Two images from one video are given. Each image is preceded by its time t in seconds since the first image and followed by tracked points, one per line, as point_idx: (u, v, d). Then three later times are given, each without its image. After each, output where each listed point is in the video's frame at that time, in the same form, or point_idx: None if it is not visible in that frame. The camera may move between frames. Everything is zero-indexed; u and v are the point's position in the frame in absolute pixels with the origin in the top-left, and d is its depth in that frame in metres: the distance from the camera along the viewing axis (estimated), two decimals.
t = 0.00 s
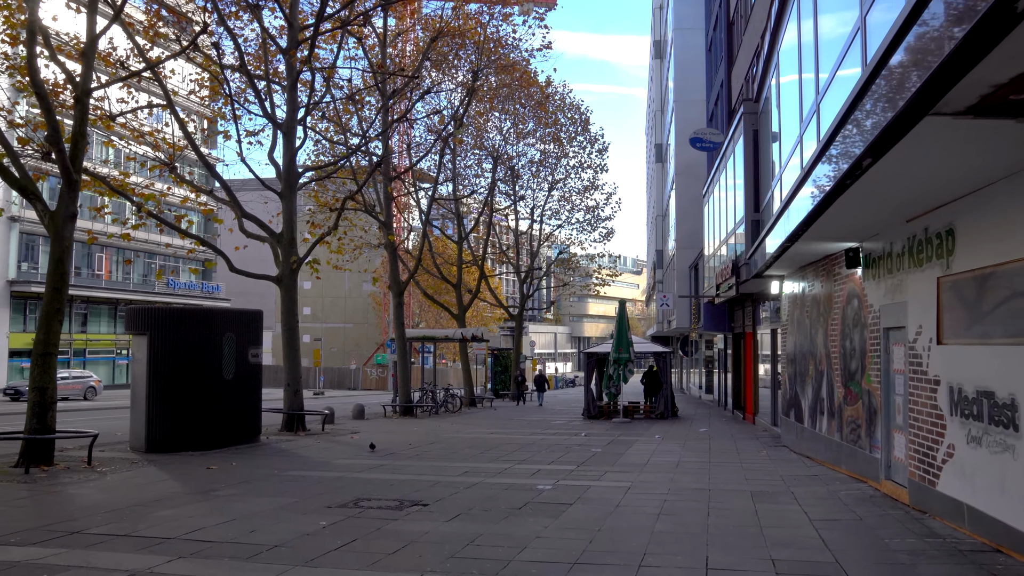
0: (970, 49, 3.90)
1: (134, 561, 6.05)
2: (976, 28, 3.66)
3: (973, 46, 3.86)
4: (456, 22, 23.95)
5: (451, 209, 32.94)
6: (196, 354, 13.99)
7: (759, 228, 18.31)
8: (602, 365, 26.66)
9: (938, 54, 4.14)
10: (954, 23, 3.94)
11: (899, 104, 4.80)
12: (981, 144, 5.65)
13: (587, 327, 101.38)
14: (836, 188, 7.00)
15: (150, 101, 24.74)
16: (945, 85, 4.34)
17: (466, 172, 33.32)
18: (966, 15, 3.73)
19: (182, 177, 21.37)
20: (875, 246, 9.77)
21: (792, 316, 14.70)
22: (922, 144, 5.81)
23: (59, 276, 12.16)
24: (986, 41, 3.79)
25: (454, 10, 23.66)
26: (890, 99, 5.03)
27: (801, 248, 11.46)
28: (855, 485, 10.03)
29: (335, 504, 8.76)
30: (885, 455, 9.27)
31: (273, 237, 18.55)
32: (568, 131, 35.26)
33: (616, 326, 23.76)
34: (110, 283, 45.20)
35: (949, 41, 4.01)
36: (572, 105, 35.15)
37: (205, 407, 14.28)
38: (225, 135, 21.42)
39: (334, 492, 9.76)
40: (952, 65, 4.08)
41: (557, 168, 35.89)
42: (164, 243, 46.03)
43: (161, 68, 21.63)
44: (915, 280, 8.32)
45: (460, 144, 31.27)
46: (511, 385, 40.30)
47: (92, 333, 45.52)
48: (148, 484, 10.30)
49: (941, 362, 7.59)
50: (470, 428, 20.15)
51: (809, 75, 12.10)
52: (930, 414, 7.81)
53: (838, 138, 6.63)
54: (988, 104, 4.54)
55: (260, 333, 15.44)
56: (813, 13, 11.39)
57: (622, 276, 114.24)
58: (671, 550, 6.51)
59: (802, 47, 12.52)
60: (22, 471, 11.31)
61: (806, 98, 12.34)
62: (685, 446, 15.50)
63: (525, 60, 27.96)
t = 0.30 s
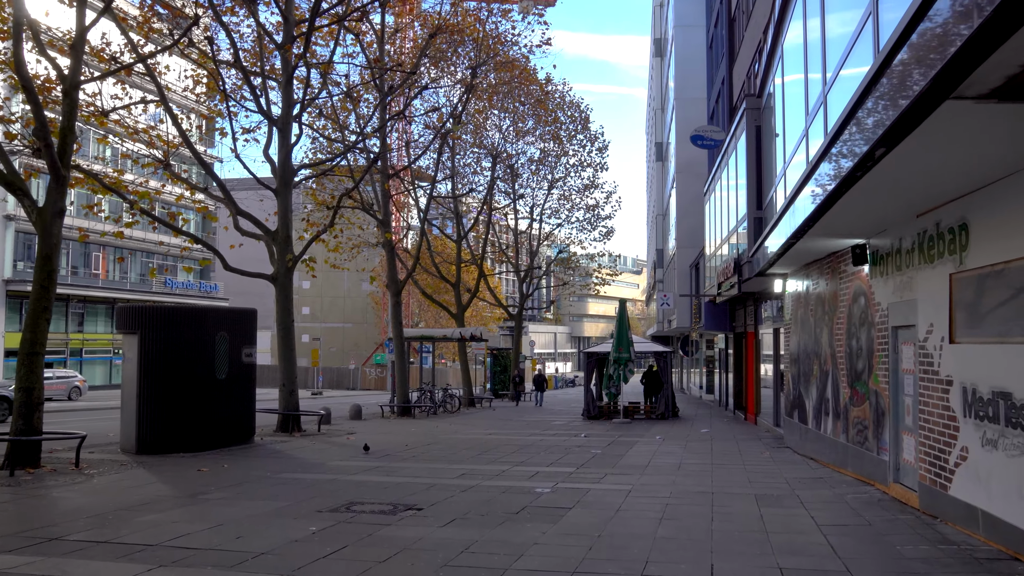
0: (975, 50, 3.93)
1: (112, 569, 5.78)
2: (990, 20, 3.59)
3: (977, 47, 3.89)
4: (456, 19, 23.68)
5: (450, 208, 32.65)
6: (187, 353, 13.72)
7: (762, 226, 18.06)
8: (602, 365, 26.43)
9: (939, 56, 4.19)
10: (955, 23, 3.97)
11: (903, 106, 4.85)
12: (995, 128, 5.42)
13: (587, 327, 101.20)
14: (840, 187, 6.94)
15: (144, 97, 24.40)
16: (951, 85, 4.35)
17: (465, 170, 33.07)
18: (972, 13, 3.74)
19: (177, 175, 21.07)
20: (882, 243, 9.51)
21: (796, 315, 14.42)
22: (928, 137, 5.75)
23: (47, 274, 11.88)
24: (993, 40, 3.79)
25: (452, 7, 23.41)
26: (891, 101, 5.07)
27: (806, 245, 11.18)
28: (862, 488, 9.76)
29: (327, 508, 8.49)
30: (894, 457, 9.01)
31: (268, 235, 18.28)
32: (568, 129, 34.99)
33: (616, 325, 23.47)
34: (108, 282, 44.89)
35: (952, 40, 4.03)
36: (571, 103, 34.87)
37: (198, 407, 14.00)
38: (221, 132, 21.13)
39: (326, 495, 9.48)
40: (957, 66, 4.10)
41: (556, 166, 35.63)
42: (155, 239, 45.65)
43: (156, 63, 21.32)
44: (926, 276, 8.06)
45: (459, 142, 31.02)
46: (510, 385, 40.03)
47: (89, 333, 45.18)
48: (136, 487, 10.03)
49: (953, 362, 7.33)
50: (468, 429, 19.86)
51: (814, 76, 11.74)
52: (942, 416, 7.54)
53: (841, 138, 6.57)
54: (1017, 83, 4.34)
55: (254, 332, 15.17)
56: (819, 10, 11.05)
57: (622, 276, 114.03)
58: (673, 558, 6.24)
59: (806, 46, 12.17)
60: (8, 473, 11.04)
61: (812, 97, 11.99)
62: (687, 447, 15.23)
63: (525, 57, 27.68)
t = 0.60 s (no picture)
0: (995, 38, 3.78)
1: None
2: None
3: (982, 51, 3.94)
4: (455, 17, 23.40)
5: (449, 207, 32.39)
6: (179, 353, 13.46)
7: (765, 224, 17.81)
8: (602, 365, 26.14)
9: (943, 62, 4.25)
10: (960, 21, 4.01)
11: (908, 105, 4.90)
12: (1017, 116, 5.17)
13: (587, 327, 100.98)
14: (844, 186, 6.93)
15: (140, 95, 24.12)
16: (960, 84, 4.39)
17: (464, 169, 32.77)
18: (986, 5, 3.69)
19: (173, 174, 20.77)
20: (891, 240, 9.24)
21: (800, 314, 14.15)
22: (933, 136, 5.71)
23: (36, 273, 11.62)
24: (998, 44, 3.85)
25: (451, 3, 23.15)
26: (891, 103, 5.14)
27: (812, 242, 10.91)
28: (870, 492, 9.50)
29: (319, 512, 8.23)
30: (903, 460, 8.74)
31: (263, 233, 18.01)
32: (568, 128, 34.71)
33: (617, 325, 23.21)
34: (106, 282, 44.62)
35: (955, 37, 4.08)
36: (571, 101, 34.59)
37: (192, 409, 13.75)
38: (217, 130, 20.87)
39: (319, 499, 9.22)
40: (964, 69, 4.15)
41: (556, 165, 35.37)
42: (150, 238, 45.29)
43: (151, 60, 21.04)
44: (937, 274, 7.80)
45: (458, 140, 30.75)
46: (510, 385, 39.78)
47: (87, 333, 44.90)
48: (125, 491, 9.76)
49: (967, 362, 7.07)
50: (467, 429, 19.59)
51: (821, 77, 11.34)
52: (956, 418, 7.28)
53: (839, 141, 6.57)
54: None
55: (248, 332, 14.90)
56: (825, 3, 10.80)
57: (622, 276, 113.75)
58: (678, 566, 5.97)
59: (813, 45, 11.80)
60: None
61: (818, 96, 11.65)
62: (689, 449, 14.97)
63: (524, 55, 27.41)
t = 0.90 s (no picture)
0: None
1: None
2: None
3: (994, 49, 3.90)
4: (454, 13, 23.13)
5: (448, 206, 32.12)
6: (172, 353, 13.20)
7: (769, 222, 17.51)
8: (603, 365, 25.86)
9: (949, 64, 4.28)
10: (961, 18, 4.03)
11: (910, 104, 4.91)
12: None
13: (586, 327, 100.71)
14: (855, 180, 6.68)
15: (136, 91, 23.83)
16: (972, 79, 4.35)
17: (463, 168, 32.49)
18: None
19: (169, 172, 20.49)
20: (902, 236, 8.99)
21: (805, 314, 13.87)
22: (943, 136, 5.64)
23: (25, 271, 11.37)
24: (1010, 42, 3.81)
25: None
26: (892, 99, 5.11)
27: (819, 240, 10.63)
28: (881, 495, 9.23)
29: (313, 517, 7.97)
30: (915, 463, 8.49)
31: (259, 231, 17.74)
32: (568, 127, 34.42)
33: (618, 325, 22.96)
34: (103, 281, 44.30)
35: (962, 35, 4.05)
36: (572, 100, 34.30)
37: (185, 409, 13.49)
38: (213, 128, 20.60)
39: (312, 503, 8.95)
40: (973, 69, 4.16)
41: (557, 164, 35.10)
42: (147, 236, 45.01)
43: (147, 56, 20.73)
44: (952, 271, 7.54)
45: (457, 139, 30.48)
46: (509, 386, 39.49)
47: (84, 333, 44.53)
48: (115, 495, 9.49)
49: (984, 362, 6.82)
50: (466, 430, 19.34)
51: (831, 74, 10.98)
52: (972, 420, 7.02)
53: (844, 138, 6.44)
54: None
55: (244, 331, 14.64)
56: None
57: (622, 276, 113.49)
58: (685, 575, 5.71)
59: (820, 41, 11.50)
60: None
61: (825, 91, 11.36)
62: (692, 451, 14.69)
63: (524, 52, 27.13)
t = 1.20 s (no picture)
0: None
1: None
2: None
3: (1004, 47, 3.72)
4: (453, 10, 22.87)
5: (447, 205, 31.87)
6: (164, 352, 12.93)
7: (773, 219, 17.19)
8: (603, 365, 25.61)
9: (952, 64, 4.15)
10: (963, 16, 3.90)
11: (912, 102, 4.79)
12: None
13: (587, 327, 100.38)
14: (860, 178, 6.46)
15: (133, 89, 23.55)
16: (983, 74, 4.15)
17: (463, 166, 32.23)
18: None
19: (165, 170, 20.22)
20: (912, 232, 8.73)
21: (811, 313, 13.58)
22: (953, 132, 5.44)
23: (12, 269, 11.11)
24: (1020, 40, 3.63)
25: None
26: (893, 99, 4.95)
27: (827, 237, 10.34)
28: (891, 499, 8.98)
29: (305, 522, 7.72)
30: (926, 466, 8.24)
31: (254, 230, 17.46)
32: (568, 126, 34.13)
33: (618, 325, 22.71)
34: (101, 281, 44.10)
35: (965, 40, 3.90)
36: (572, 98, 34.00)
37: (179, 410, 13.24)
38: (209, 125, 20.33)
39: (304, 507, 8.69)
40: (978, 70, 4.03)
41: (557, 162, 34.81)
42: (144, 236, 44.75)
43: (142, 53, 20.48)
44: (965, 269, 7.29)
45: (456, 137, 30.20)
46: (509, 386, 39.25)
47: (82, 333, 44.33)
48: (102, 498, 9.23)
49: (1000, 362, 6.58)
50: (465, 431, 19.09)
51: (838, 69, 10.67)
52: (988, 423, 6.77)
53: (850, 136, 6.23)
54: None
55: (238, 330, 14.38)
56: None
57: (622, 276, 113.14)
58: None
59: (827, 32, 11.19)
60: None
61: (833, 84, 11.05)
62: (696, 452, 14.42)
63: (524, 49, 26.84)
